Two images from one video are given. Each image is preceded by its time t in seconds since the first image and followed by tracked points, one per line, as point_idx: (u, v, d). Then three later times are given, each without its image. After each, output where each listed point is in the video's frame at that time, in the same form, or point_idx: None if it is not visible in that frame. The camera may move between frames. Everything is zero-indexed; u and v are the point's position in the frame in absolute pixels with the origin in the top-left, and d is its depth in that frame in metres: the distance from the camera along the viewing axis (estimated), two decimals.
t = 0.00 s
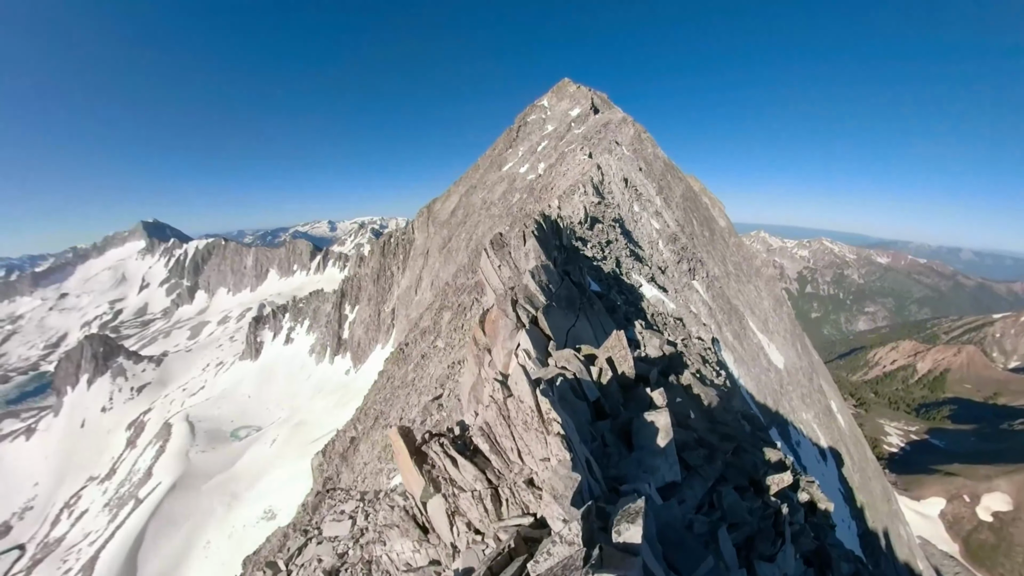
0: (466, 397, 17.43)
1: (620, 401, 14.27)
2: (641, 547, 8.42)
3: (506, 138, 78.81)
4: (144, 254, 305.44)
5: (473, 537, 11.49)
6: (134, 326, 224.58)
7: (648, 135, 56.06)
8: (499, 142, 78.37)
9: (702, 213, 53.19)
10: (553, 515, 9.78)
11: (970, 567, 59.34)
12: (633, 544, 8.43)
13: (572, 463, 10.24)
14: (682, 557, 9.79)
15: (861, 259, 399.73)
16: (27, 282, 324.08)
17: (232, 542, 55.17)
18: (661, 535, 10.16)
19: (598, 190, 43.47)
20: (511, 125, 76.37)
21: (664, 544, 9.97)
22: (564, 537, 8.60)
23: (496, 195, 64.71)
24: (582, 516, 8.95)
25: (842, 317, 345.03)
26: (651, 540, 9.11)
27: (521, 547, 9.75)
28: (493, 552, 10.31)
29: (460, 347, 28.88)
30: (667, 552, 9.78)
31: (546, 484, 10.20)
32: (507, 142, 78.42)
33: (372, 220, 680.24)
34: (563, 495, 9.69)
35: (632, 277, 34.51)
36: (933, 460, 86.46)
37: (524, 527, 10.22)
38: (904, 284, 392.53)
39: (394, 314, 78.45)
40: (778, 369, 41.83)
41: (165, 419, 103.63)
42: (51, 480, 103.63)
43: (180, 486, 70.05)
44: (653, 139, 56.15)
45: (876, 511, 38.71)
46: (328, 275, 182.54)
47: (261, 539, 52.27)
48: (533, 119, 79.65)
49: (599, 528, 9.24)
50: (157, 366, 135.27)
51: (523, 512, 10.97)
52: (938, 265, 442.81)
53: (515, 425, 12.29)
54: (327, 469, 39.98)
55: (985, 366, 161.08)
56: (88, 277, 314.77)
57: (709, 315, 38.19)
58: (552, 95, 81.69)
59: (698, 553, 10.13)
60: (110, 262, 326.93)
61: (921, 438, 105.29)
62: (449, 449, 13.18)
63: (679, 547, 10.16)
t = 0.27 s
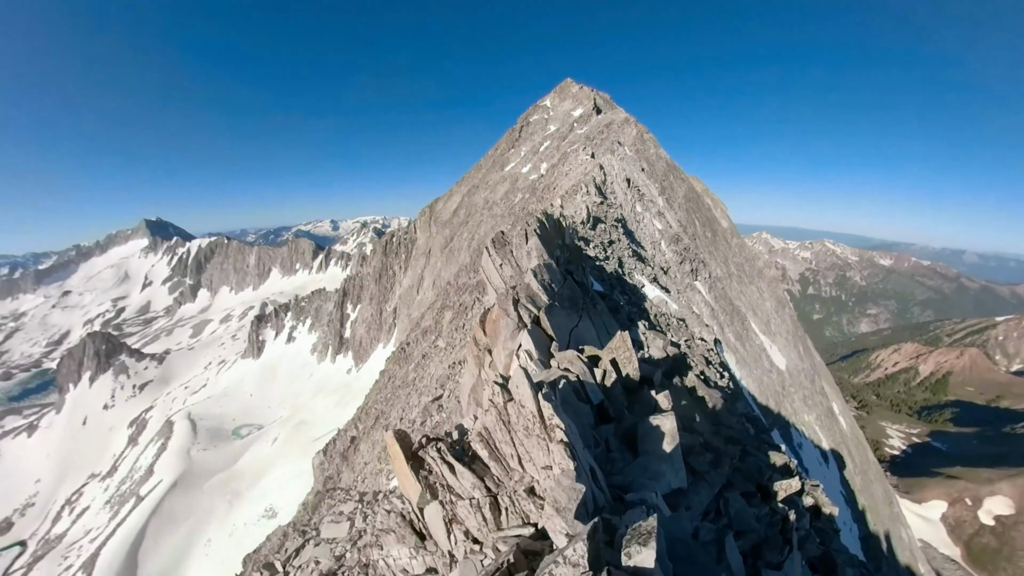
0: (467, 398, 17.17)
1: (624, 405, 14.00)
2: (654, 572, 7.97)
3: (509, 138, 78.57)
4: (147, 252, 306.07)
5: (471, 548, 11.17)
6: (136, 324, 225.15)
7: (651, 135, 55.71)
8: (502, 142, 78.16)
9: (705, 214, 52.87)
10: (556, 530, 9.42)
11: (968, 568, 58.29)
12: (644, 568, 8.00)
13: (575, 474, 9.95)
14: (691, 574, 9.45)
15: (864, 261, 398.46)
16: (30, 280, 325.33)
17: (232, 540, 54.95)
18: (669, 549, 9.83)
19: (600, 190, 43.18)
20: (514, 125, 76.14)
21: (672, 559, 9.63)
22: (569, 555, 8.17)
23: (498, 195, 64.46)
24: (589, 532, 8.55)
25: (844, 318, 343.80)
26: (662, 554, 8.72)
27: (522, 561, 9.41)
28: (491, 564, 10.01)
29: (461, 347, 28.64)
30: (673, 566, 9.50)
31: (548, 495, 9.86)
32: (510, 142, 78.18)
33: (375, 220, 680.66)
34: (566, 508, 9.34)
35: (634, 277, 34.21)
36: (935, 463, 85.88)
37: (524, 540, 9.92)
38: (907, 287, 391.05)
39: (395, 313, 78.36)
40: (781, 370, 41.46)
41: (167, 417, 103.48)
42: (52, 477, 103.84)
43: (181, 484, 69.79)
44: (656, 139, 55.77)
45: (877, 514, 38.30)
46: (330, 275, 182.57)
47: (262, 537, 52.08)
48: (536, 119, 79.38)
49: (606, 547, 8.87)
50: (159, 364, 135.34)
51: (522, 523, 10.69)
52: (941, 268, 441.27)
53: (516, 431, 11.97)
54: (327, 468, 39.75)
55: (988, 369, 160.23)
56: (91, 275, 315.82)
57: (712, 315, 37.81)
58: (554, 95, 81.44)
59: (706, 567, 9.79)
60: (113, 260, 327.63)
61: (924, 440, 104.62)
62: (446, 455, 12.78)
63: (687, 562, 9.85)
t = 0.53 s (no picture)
0: (467, 400, 17.13)
1: (625, 406, 13.92)
2: None
3: (509, 137, 78.40)
4: (147, 253, 306.07)
5: (470, 552, 11.12)
6: (137, 325, 225.19)
7: (651, 134, 55.54)
8: (502, 141, 77.99)
9: (705, 212, 52.73)
10: (555, 538, 9.34)
11: (970, 566, 58.09)
12: None
13: (575, 480, 9.87)
14: None
15: (864, 259, 397.97)
16: (31, 281, 325.53)
17: (233, 540, 54.84)
18: (669, 557, 9.76)
19: (601, 188, 43.08)
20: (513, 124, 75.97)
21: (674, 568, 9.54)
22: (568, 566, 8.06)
23: (498, 194, 64.31)
24: (589, 543, 8.43)
25: (844, 316, 343.40)
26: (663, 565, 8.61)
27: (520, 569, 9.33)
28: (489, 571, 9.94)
29: (462, 347, 28.57)
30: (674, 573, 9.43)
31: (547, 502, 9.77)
32: (510, 141, 78.01)
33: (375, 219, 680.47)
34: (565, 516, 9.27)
35: (635, 276, 34.11)
36: (936, 461, 85.74)
37: (523, 547, 9.86)
38: (907, 284, 390.48)
39: (396, 313, 78.33)
40: (781, 368, 41.34)
41: (168, 417, 103.44)
42: (54, 478, 103.88)
43: (182, 484, 69.73)
44: (656, 138, 55.61)
45: (878, 511, 38.17)
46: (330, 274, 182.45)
47: (263, 537, 52.01)
48: (535, 118, 79.19)
49: (606, 557, 8.77)
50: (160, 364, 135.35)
51: (521, 528, 10.62)
52: (941, 265, 440.99)
53: (515, 435, 11.89)
54: (328, 467, 39.66)
55: (988, 367, 160.04)
56: (91, 276, 315.94)
57: (711, 314, 37.72)
58: (554, 94, 81.25)
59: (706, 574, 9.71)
60: (113, 260, 327.66)
61: (924, 438, 104.39)
62: (445, 459, 12.69)
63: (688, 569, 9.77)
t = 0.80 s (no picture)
0: (467, 403, 17.07)
1: (626, 408, 13.84)
2: None
3: (507, 135, 78.22)
4: (147, 255, 305.82)
5: (471, 561, 11.08)
6: (138, 327, 225.13)
7: (650, 130, 55.38)
8: (500, 139, 77.82)
9: (704, 209, 52.59)
10: (557, 549, 9.28)
11: (973, 559, 58.00)
12: None
13: (576, 490, 9.79)
14: None
15: (864, 254, 397.89)
16: (31, 285, 325.38)
17: (236, 542, 54.81)
18: (672, 565, 9.70)
19: (600, 186, 42.99)
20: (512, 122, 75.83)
21: None
22: None
23: (497, 192, 64.18)
24: (591, 557, 8.37)
25: (844, 311, 343.29)
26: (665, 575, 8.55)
27: None
28: None
29: (462, 347, 28.47)
30: None
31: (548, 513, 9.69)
32: (508, 139, 77.84)
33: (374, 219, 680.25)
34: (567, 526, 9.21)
35: (634, 274, 34.02)
36: (937, 455, 85.74)
37: (524, 555, 9.85)
38: (907, 278, 390.33)
39: (396, 312, 78.36)
40: (781, 364, 41.27)
41: (170, 419, 103.54)
42: (57, 481, 103.99)
43: (185, 486, 69.75)
44: (655, 135, 55.50)
45: (879, 506, 38.13)
46: (330, 275, 182.38)
47: (266, 537, 52.01)
48: (534, 116, 79.04)
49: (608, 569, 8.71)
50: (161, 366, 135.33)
51: (523, 536, 10.56)
52: (940, 259, 440.78)
53: (516, 442, 11.80)
54: (330, 468, 39.65)
55: (989, 361, 160.09)
56: (92, 279, 315.88)
57: (711, 310, 37.67)
58: (552, 91, 81.03)
59: None
60: (113, 263, 327.67)
61: (925, 432, 104.38)
62: (444, 467, 12.64)
63: None
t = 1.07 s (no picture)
0: (470, 405, 17.08)
1: (629, 408, 13.85)
2: None
3: (507, 134, 78.18)
4: (148, 258, 306.05)
5: (476, 563, 11.02)
6: (140, 330, 225.38)
7: (649, 129, 55.37)
8: (500, 138, 77.76)
9: (704, 206, 52.51)
10: (563, 551, 9.27)
11: (976, 555, 57.93)
12: None
13: (582, 493, 9.76)
14: None
15: (865, 251, 397.39)
16: (33, 289, 325.79)
17: (240, 543, 54.86)
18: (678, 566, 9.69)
19: (600, 185, 43.00)
20: (511, 121, 75.80)
21: None
22: None
23: (497, 192, 64.17)
24: (599, 560, 8.32)
25: (845, 308, 342.90)
26: None
27: None
28: None
29: (463, 347, 28.47)
30: None
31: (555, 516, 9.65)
32: (508, 139, 77.80)
33: (374, 220, 680.60)
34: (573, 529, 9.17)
35: (635, 272, 33.96)
36: (939, 451, 85.65)
37: (531, 557, 9.80)
38: (909, 275, 389.77)
39: (397, 312, 78.43)
40: (783, 361, 41.24)
41: (173, 421, 103.67)
42: (60, 484, 104.15)
43: (188, 488, 69.82)
44: (654, 133, 55.45)
45: (882, 502, 38.07)
46: (331, 275, 182.49)
47: (270, 538, 52.03)
48: (533, 115, 78.99)
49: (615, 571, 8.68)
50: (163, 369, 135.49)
51: (529, 538, 10.50)
52: (941, 255, 440.11)
53: (520, 444, 11.81)
54: (333, 469, 39.66)
55: (991, 356, 159.89)
56: (93, 282, 316.30)
57: (713, 308, 37.65)
58: (551, 90, 80.97)
59: None
60: (114, 266, 328.21)
61: (927, 428, 104.24)
62: (449, 469, 12.65)
63: None
